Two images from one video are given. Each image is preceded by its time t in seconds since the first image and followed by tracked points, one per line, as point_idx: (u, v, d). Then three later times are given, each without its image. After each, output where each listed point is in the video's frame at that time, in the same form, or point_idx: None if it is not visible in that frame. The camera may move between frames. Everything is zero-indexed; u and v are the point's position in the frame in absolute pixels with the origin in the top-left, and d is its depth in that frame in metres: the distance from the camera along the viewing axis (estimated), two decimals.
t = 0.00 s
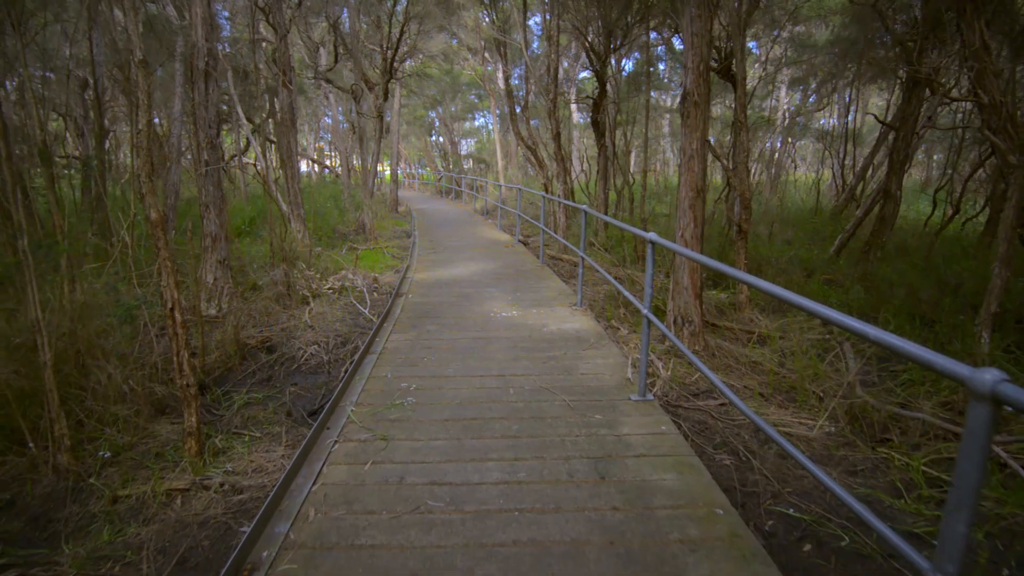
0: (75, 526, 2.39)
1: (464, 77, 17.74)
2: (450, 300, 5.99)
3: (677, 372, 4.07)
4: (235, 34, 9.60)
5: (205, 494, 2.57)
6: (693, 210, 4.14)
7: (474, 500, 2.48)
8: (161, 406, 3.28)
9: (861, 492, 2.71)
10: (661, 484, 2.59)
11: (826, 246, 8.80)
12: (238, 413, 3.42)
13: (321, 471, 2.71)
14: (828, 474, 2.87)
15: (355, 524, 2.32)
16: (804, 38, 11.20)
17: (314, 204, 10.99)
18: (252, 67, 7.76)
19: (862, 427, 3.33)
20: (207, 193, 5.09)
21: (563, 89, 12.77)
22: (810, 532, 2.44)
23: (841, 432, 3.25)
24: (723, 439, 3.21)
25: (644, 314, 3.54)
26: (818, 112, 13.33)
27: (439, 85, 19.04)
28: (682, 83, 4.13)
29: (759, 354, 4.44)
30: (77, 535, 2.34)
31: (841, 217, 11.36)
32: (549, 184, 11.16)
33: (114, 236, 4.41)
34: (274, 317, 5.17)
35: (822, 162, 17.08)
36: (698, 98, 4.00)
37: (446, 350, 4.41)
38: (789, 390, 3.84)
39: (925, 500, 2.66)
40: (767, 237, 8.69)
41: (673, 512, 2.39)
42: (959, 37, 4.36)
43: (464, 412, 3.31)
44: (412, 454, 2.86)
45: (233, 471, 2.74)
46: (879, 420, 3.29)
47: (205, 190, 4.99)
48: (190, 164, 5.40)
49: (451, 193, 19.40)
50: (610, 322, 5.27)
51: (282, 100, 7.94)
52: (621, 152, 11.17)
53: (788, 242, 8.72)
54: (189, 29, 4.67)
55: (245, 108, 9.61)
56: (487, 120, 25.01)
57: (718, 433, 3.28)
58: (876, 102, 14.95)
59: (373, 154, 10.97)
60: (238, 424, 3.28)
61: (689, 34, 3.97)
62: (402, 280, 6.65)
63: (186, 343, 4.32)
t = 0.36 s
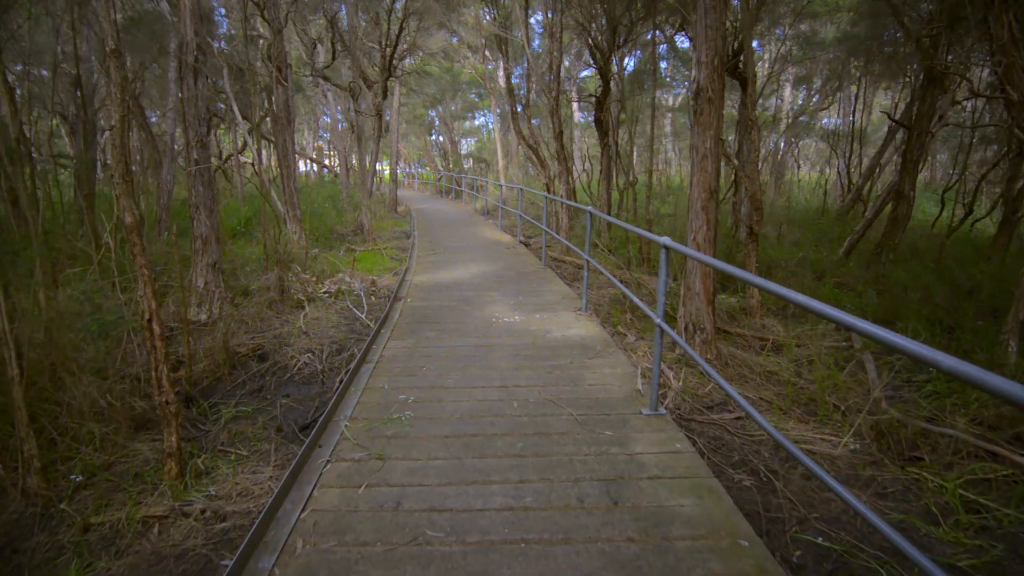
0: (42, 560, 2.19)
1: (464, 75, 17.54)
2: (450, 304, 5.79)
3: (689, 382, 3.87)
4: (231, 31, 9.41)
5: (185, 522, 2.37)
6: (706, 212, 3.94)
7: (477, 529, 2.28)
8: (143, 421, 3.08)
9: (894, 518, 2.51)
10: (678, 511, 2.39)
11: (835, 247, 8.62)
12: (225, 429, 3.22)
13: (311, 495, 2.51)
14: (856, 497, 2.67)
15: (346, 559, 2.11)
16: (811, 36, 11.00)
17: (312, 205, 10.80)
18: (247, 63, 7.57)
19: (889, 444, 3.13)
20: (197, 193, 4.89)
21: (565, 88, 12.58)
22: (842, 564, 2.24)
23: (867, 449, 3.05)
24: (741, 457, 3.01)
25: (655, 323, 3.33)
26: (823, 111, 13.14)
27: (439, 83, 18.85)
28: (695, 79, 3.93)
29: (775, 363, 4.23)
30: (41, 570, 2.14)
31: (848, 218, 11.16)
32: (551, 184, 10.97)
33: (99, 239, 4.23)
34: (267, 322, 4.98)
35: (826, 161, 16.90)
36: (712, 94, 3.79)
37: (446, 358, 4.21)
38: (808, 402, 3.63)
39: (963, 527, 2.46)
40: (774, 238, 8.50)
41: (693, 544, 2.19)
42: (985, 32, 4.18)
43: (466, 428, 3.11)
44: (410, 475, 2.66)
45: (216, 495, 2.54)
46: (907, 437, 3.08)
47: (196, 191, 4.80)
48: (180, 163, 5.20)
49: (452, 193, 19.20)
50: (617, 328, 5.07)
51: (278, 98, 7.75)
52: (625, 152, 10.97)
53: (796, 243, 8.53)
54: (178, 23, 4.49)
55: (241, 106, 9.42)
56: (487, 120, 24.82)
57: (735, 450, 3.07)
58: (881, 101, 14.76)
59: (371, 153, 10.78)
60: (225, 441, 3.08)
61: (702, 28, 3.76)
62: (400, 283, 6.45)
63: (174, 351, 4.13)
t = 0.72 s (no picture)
0: None
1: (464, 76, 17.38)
2: (449, 309, 5.62)
3: (699, 393, 3.69)
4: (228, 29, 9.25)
5: (163, 550, 2.19)
6: (717, 214, 3.76)
7: (478, 559, 2.10)
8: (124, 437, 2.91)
9: (926, 543, 2.34)
10: (695, 537, 2.21)
11: (842, 250, 8.45)
12: (211, 444, 3.04)
13: (300, 519, 2.34)
14: (884, 520, 2.50)
15: None
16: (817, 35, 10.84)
17: (310, 207, 10.63)
18: (242, 62, 7.42)
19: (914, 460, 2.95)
20: (188, 195, 4.71)
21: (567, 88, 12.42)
22: None
23: (892, 466, 2.87)
24: (759, 475, 2.84)
25: (666, 331, 3.12)
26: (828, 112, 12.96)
27: (439, 84, 18.70)
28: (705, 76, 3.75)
29: (788, 372, 4.05)
30: None
31: (854, 220, 10.98)
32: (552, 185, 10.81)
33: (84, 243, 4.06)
34: (259, 329, 4.80)
35: (828, 163, 16.75)
36: (724, 91, 3.62)
37: (445, 366, 4.03)
38: (826, 414, 3.45)
39: (1001, 553, 2.27)
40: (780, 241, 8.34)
41: None
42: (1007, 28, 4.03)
43: (466, 444, 2.93)
44: (406, 497, 2.49)
45: (197, 519, 2.36)
46: (932, 452, 2.90)
47: (186, 192, 4.63)
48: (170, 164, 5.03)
49: (451, 194, 19.04)
50: (622, 334, 4.89)
51: (274, 98, 7.59)
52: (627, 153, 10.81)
53: (802, 246, 8.36)
54: (167, 17, 4.33)
55: (237, 106, 9.26)
56: (487, 120, 24.67)
57: (752, 468, 2.89)
58: (885, 102, 14.62)
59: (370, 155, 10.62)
60: (210, 458, 2.90)
61: (714, 22, 3.59)
62: (399, 287, 6.28)
63: (161, 360, 3.95)
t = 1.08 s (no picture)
0: None
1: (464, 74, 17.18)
2: (447, 313, 5.43)
3: (709, 404, 3.50)
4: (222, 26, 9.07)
5: None
6: (727, 215, 3.57)
7: None
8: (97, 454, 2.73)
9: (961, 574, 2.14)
10: (711, 571, 2.03)
11: (850, 251, 8.26)
12: (191, 463, 2.85)
13: (279, 549, 2.15)
14: (913, 547, 2.31)
15: None
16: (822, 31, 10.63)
17: (307, 207, 10.48)
18: (234, 58, 7.24)
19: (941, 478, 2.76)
20: (174, 195, 4.53)
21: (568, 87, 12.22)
22: None
23: (918, 486, 2.69)
24: (775, 496, 2.65)
25: (675, 341, 2.86)
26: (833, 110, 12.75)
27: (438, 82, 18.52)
28: (713, 70, 3.57)
29: (802, 381, 3.86)
30: None
31: (860, 219, 10.80)
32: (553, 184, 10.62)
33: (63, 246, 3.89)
34: (249, 335, 4.62)
35: (832, 160, 16.56)
36: (735, 86, 3.43)
37: (442, 376, 3.84)
38: (844, 427, 3.26)
39: None
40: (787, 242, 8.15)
41: None
42: None
43: (463, 462, 2.75)
44: (397, 523, 2.30)
45: (169, 550, 2.18)
46: (961, 471, 2.71)
47: (172, 192, 4.45)
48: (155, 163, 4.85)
49: (451, 193, 18.87)
50: (627, 340, 4.70)
51: (267, 95, 7.41)
52: (629, 151, 10.62)
53: (810, 246, 8.17)
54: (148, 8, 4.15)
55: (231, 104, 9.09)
56: (487, 119, 24.48)
57: (768, 487, 2.71)
58: (890, 99, 14.43)
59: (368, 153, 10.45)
60: (188, 478, 2.71)
61: (723, 13, 3.40)
62: (395, 290, 6.09)
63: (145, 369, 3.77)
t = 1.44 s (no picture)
0: None
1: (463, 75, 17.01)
2: (443, 321, 5.25)
3: (718, 422, 3.32)
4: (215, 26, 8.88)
5: None
6: (736, 222, 3.39)
7: None
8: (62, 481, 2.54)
9: None
10: None
11: (857, 255, 8.08)
12: (165, 489, 2.67)
13: None
14: None
15: None
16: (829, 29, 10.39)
17: (303, 211, 10.31)
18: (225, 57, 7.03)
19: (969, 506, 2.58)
20: (157, 201, 4.35)
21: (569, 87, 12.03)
22: None
23: (945, 515, 2.50)
24: (792, 526, 2.46)
25: (682, 359, 2.63)
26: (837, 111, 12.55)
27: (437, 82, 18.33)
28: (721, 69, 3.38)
29: (814, 396, 3.68)
30: None
31: (865, 222, 10.63)
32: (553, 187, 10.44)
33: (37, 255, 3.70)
34: (237, 346, 4.44)
35: (836, 161, 16.38)
36: (745, 86, 3.24)
37: (436, 391, 3.66)
38: (861, 448, 3.08)
39: None
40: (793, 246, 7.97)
41: None
42: None
43: (457, 489, 2.56)
44: (384, 561, 2.12)
45: None
46: (990, 499, 2.52)
47: (155, 197, 4.27)
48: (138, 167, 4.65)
49: (450, 195, 18.69)
50: (630, 350, 4.52)
51: (260, 95, 7.23)
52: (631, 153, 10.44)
53: (816, 251, 7.99)
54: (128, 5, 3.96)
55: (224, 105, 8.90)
56: (486, 119, 24.29)
57: (783, 516, 2.53)
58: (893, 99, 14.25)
59: (364, 155, 10.27)
60: (161, 508, 2.53)
61: (731, 10, 3.21)
62: (390, 297, 5.90)
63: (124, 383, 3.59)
